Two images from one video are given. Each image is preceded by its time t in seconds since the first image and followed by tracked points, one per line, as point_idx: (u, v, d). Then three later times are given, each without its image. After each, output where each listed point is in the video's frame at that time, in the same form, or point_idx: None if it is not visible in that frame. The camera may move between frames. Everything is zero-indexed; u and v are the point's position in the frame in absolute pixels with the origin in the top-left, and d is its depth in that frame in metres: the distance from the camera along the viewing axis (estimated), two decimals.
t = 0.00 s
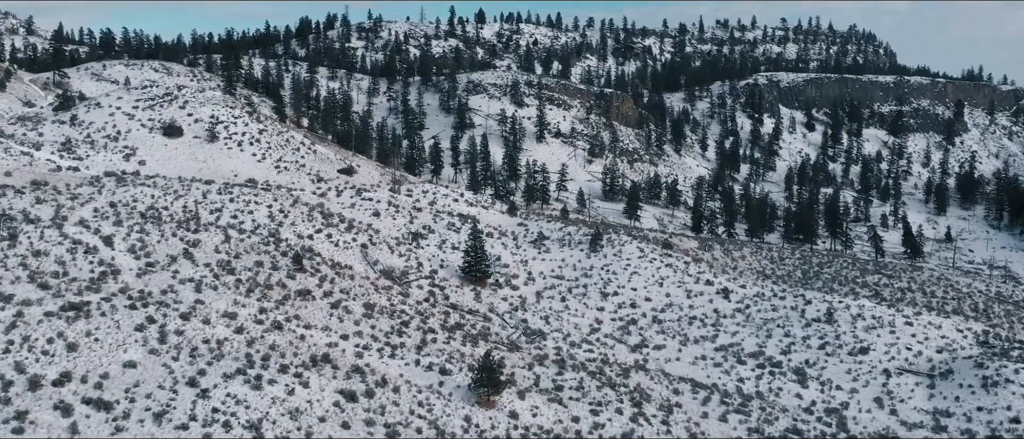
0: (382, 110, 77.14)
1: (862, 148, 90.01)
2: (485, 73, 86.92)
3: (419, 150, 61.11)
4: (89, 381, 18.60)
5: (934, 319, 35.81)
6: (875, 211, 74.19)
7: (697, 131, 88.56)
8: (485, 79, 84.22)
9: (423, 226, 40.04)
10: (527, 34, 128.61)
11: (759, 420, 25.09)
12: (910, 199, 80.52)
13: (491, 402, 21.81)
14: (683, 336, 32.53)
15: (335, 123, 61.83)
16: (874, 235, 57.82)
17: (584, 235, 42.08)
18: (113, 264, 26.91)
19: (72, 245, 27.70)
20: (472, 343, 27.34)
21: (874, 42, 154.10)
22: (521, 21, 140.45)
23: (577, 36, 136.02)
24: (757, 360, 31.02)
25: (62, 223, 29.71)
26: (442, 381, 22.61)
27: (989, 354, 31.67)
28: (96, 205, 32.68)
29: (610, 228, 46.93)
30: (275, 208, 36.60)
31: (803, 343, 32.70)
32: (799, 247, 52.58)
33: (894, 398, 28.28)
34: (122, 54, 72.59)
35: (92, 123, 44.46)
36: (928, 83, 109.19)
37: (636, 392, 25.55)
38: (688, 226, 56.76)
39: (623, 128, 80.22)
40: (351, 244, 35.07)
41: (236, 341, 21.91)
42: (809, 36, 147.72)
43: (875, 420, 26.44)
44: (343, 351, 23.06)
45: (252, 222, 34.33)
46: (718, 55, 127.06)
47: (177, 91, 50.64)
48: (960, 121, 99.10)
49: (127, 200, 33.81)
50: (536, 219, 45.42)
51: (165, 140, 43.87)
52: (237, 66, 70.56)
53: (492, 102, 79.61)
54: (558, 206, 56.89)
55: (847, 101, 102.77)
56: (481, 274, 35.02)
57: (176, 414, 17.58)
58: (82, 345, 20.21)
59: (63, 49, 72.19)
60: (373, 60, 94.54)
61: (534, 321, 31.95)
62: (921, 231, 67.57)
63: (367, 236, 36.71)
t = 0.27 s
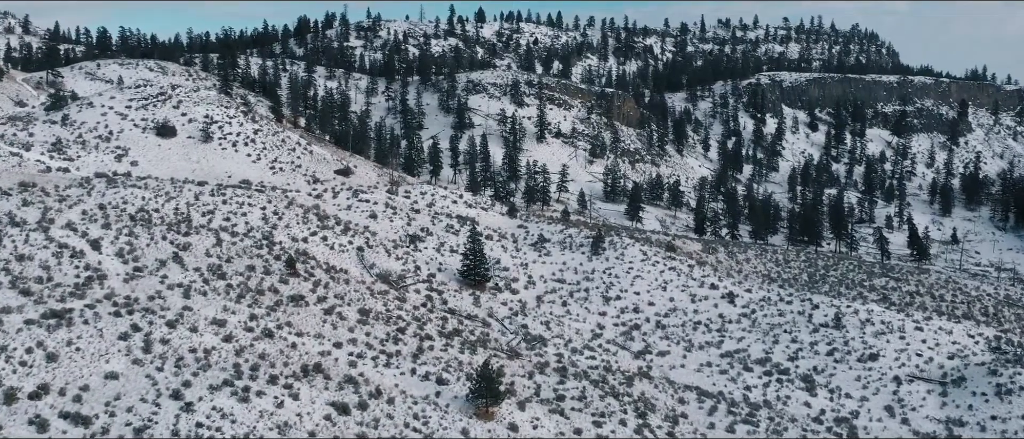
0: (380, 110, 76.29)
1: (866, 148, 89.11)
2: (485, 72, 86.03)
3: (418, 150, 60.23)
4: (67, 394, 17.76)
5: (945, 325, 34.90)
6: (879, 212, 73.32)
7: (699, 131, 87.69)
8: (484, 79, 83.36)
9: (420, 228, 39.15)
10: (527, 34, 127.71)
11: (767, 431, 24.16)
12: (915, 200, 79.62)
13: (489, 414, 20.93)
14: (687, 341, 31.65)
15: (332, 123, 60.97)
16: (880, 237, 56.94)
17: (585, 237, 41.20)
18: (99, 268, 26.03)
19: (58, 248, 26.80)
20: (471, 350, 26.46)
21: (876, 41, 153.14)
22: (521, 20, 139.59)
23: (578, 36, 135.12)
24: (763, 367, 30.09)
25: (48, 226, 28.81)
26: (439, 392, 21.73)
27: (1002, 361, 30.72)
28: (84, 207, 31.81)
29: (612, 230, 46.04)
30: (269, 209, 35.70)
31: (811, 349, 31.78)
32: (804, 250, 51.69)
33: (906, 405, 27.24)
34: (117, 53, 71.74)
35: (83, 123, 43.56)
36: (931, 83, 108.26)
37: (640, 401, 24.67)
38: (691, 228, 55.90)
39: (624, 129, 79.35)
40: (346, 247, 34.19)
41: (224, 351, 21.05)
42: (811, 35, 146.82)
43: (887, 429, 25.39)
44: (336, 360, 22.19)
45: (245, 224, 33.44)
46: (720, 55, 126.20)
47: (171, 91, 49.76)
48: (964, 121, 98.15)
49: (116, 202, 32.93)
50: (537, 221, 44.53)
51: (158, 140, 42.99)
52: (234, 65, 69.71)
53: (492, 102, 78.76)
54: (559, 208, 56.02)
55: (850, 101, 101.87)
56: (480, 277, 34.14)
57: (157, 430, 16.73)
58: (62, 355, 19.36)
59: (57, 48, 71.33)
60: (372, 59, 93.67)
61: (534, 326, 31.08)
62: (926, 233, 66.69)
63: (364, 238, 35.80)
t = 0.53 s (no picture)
0: (378, 110, 75.43)
1: (869, 148, 88.23)
2: (485, 72, 85.15)
3: (416, 150, 59.37)
4: (44, 407, 16.92)
5: (956, 330, 33.99)
6: (884, 213, 72.41)
7: (701, 132, 86.82)
8: (484, 78, 82.51)
9: (418, 231, 38.26)
10: (528, 33, 126.84)
11: None
12: (919, 200, 78.76)
13: (488, 426, 20.07)
14: (692, 348, 30.77)
15: (330, 122, 60.12)
16: (886, 239, 56.06)
17: (587, 239, 40.32)
18: (85, 273, 25.19)
19: (43, 252, 25.96)
20: (469, 357, 25.60)
21: (879, 41, 152.15)
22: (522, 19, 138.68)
23: (579, 35, 134.24)
24: (771, 374, 29.18)
25: (34, 229, 27.96)
26: (435, 403, 20.88)
27: (1016, 368, 29.80)
28: (73, 210, 30.95)
29: (614, 232, 45.17)
30: (263, 212, 34.84)
31: (819, 355, 30.86)
32: (809, 252, 50.81)
33: (917, 414, 26.25)
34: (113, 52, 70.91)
35: (75, 123, 42.71)
36: (935, 82, 107.32)
37: (644, 411, 23.82)
38: (694, 230, 55.03)
39: (626, 129, 78.47)
40: (342, 250, 33.32)
41: (212, 361, 20.21)
42: (813, 34, 145.89)
43: None
44: (328, 370, 21.34)
45: (238, 227, 32.59)
46: (721, 54, 125.33)
47: (165, 90, 48.89)
48: (968, 121, 97.21)
49: (106, 204, 32.07)
50: (537, 223, 43.64)
51: (151, 140, 42.15)
52: (230, 65, 68.87)
53: (492, 102, 77.89)
54: (559, 209, 55.17)
55: (853, 101, 100.96)
56: (479, 281, 33.28)
57: None
58: (41, 366, 18.52)
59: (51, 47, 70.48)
60: (370, 59, 92.81)
61: (535, 332, 30.22)
62: (932, 234, 65.81)
63: (360, 241, 34.92)
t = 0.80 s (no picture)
0: (377, 109, 74.58)
1: (873, 148, 87.33)
2: (485, 71, 84.30)
3: (415, 151, 58.50)
4: (19, 422, 16.09)
5: (968, 335, 33.07)
6: (889, 214, 71.53)
7: (703, 131, 85.96)
8: (484, 78, 81.66)
9: (416, 233, 37.36)
10: (528, 32, 125.89)
11: None
12: (924, 201, 77.85)
13: None
14: (697, 354, 29.90)
15: (327, 122, 59.26)
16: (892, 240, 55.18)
17: (588, 242, 39.44)
18: (70, 278, 24.34)
19: (27, 257, 25.13)
20: (468, 365, 24.73)
21: (882, 40, 151.20)
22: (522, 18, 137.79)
23: (579, 34, 133.34)
24: (778, 381, 28.26)
25: (19, 232, 27.10)
26: (432, 415, 20.01)
27: None
28: (60, 212, 30.08)
29: (616, 234, 44.30)
30: (257, 214, 33.98)
31: (828, 362, 29.94)
32: (815, 254, 49.92)
33: (930, 423, 25.24)
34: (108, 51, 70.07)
35: (66, 123, 41.84)
36: (939, 82, 106.36)
37: (649, 422, 22.96)
38: (697, 231, 54.18)
39: (627, 128, 77.57)
40: (337, 253, 32.44)
41: (199, 372, 19.37)
42: (816, 33, 144.97)
43: None
44: (320, 380, 20.49)
45: (230, 229, 31.74)
46: (723, 53, 124.42)
47: (159, 89, 48.02)
48: (973, 121, 96.24)
49: (95, 206, 31.18)
50: (537, 224, 42.76)
51: (144, 140, 41.30)
52: (226, 64, 68.03)
53: (492, 101, 77.03)
54: (560, 210, 54.31)
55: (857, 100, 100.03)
56: (479, 285, 32.43)
57: None
58: (18, 377, 17.68)
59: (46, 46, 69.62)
60: (369, 58, 91.94)
61: (535, 337, 29.36)
62: (938, 235, 64.90)
63: (356, 244, 34.05)
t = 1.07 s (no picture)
0: (375, 109, 73.68)
1: (877, 148, 86.44)
2: (484, 70, 83.41)
3: (413, 151, 57.65)
4: None
5: (980, 341, 32.17)
6: (894, 215, 70.64)
7: (706, 131, 85.05)
8: (484, 77, 80.79)
9: (413, 235, 36.46)
10: (529, 30, 125.03)
11: None
12: (929, 202, 76.95)
13: None
14: (702, 360, 29.01)
15: (325, 121, 58.38)
16: (898, 242, 54.31)
17: (590, 244, 38.55)
18: (53, 283, 23.48)
19: (10, 261, 24.27)
20: (466, 373, 23.85)
21: (884, 39, 150.29)
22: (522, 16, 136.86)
23: (580, 33, 132.45)
24: (786, 389, 27.26)
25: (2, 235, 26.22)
26: (427, 428, 19.12)
27: None
28: (46, 214, 29.20)
29: (618, 236, 43.43)
30: (250, 216, 33.10)
31: (837, 369, 28.98)
32: (820, 256, 49.06)
33: (943, 433, 24.18)
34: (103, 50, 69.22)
35: (56, 122, 40.95)
36: (943, 82, 105.44)
37: (653, 433, 22.09)
38: (700, 233, 53.30)
39: (629, 128, 76.68)
40: (332, 256, 31.56)
41: (183, 384, 18.52)
42: (818, 32, 144.03)
43: None
44: (311, 392, 19.62)
45: (222, 232, 30.88)
46: (725, 52, 123.50)
47: (152, 88, 47.10)
48: (978, 121, 95.27)
49: (83, 208, 30.30)
50: (538, 226, 41.91)
51: (136, 140, 40.41)
52: (223, 63, 67.20)
53: (492, 100, 76.15)
54: (561, 211, 53.45)
55: (860, 100, 99.10)
56: (477, 290, 31.54)
57: None
58: None
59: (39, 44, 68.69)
60: (367, 56, 91.03)
61: (536, 344, 28.48)
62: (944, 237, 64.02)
63: (352, 247, 33.16)
